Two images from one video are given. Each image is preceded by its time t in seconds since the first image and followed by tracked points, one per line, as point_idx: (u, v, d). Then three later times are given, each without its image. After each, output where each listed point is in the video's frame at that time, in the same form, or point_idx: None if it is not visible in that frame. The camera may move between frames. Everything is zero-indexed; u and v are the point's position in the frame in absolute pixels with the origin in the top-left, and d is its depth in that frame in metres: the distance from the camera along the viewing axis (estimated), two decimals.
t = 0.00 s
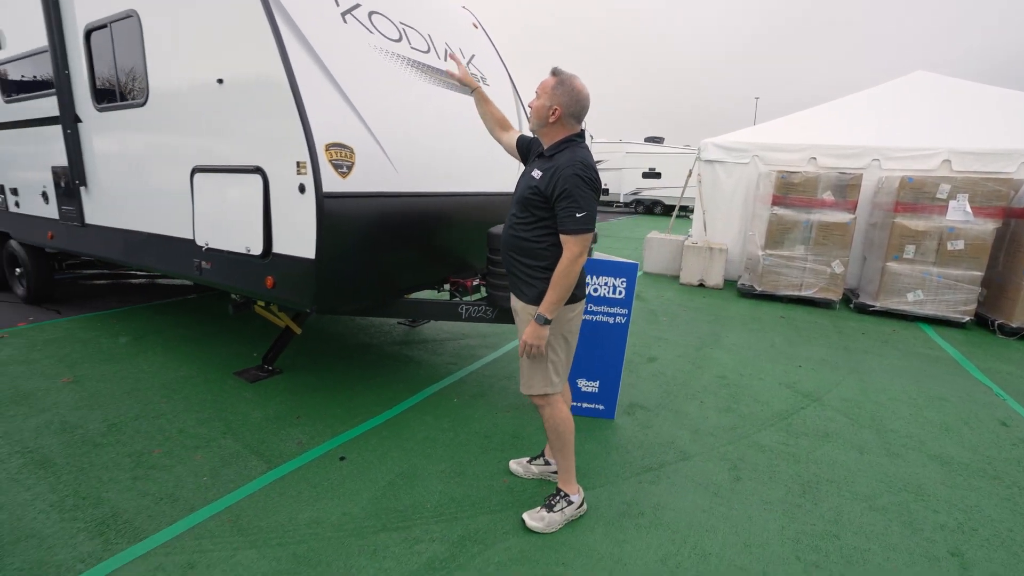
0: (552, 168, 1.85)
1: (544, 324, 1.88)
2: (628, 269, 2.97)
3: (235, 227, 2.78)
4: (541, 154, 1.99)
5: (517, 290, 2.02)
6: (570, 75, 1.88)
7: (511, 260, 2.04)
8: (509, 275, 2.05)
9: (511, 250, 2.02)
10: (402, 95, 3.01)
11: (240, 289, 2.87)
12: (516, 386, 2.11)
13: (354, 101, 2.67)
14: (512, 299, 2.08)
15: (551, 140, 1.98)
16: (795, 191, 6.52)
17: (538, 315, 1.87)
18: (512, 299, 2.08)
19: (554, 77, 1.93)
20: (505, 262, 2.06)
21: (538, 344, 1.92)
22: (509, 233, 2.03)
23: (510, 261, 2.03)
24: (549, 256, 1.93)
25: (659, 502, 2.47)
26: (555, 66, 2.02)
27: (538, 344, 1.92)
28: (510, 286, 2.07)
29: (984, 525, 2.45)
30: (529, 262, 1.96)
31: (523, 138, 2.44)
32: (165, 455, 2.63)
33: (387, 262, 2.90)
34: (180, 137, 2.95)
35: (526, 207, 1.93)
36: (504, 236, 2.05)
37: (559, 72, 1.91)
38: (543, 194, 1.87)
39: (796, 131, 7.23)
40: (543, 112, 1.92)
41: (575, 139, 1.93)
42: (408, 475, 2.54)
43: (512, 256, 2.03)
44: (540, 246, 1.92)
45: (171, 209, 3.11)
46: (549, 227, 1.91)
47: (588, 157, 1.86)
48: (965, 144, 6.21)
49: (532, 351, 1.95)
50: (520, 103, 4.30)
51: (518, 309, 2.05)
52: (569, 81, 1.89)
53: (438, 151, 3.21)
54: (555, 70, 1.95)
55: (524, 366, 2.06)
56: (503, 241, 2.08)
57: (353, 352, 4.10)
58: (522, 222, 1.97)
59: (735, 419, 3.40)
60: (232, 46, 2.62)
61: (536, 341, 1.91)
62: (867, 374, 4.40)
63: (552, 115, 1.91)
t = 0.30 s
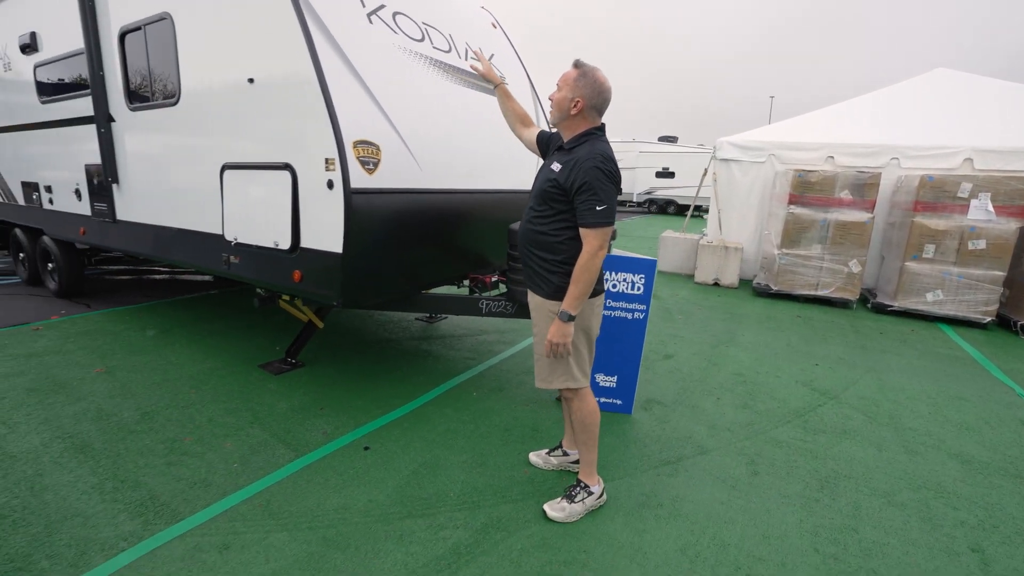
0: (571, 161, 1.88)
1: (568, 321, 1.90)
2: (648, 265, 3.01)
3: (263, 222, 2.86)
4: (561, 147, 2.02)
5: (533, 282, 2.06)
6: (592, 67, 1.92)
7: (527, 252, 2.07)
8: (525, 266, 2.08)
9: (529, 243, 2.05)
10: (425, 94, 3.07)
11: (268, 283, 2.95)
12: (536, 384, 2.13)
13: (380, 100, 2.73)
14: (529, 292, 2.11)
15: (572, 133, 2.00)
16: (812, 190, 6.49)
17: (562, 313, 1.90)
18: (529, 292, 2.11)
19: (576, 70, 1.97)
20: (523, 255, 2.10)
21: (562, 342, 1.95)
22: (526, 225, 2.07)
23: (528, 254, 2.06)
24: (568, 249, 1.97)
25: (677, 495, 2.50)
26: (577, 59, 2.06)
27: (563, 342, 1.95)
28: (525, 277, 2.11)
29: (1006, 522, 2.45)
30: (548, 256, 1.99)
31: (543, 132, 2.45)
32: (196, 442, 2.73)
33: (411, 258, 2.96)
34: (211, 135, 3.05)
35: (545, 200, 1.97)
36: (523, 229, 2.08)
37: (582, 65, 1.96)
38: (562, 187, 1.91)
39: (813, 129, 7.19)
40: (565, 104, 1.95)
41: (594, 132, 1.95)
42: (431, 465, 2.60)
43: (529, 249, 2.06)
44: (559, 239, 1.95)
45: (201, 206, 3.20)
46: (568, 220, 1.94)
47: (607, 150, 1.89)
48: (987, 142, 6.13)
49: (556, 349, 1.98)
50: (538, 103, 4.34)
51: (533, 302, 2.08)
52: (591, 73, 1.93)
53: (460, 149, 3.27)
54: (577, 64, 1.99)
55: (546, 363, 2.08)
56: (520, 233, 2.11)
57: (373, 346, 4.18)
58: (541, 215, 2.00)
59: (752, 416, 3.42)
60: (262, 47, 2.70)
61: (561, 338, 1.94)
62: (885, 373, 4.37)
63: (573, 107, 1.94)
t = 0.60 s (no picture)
0: (602, 172, 1.89)
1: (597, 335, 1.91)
2: (665, 272, 3.00)
3: (287, 228, 2.90)
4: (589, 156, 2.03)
5: (560, 292, 2.07)
6: (618, 74, 1.94)
7: (554, 262, 2.09)
8: (551, 276, 2.10)
9: (557, 253, 2.06)
10: (445, 101, 3.11)
11: (291, 288, 2.99)
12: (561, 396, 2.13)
13: (402, 109, 2.77)
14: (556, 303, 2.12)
15: (600, 142, 2.01)
16: (826, 196, 6.47)
17: (591, 327, 1.91)
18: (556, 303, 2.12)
19: (601, 77, 1.99)
20: (550, 266, 2.11)
21: (590, 356, 1.96)
22: (553, 236, 2.08)
23: (556, 265, 2.07)
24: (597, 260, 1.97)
25: (698, 502, 2.50)
26: (601, 67, 2.09)
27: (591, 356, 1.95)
28: (552, 287, 2.12)
29: None
30: (577, 267, 2.00)
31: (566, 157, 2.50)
32: (220, 445, 2.77)
33: (432, 263, 2.98)
34: (236, 142, 3.10)
35: (574, 211, 1.98)
36: (550, 239, 2.09)
37: (606, 72, 1.98)
38: (592, 198, 1.92)
39: (827, 135, 7.16)
40: (591, 112, 1.97)
41: (623, 140, 1.97)
42: (452, 470, 2.62)
43: (557, 260, 2.07)
44: (588, 250, 1.96)
45: (225, 211, 3.26)
46: (597, 231, 1.95)
47: (637, 160, 1.90)
48: (1005, 149, 6.08)
49: (584, 363, 1.98)
50: (553, 110, 4.37)
51: (560, 312, 2.09)
52: (616, 81, 1.95)
53: (479, 156, 3.29)
54: (602, 71, 2.02)
55: (572, 375, 2.09)
56: (546, 243, 2.13)
57: (390, 351, 4.21)
58: (570, 226, 2.01)
59: (770, 423, 3.40)
60: (289, 56, 2.75)
61: (589, 352, 1.95)
62: (904, 381, 4.33)
63: (601, 115, 1.96)
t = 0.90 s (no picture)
0: (641, 203, 1.92)
1: (638, 369, 1.92)
2: (688, 298, 3.00)
3: (314, 252, 2.95)
4: (626, 185, 2.06)
5: (596, 320, 2.09)
6: (653, 103, 1.98)
7: (590, 290, 2.11)
8: (588, 305, 2.12)
9: (593, 283, 2.08)
10: (469, 129, 3.17)
11: (316, 312, 3.02)
12: (594, 426, 2.12)
13: (428, 137, 2.83)
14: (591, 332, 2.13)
15: (636, 170, 2.04)
16: (841, 221, 6.46)
17: (632, 361, 1.92)
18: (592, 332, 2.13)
19: (636, 107, 2.03)
20: (587, 295, 2.13)
21: (631, 390, 1.96)
22: (589, 264, 2.10)
23: (593, 295, 2.09)
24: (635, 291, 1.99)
25: (727, 532, 2.44)
26: (634, 96, 2.12)
27: (632, 390, 1.96)
28: (587, 315, 2.14)
29: None
30: (614, 297, 2.02)
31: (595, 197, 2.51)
32: (243, 468, 2.76)
33: (456, 289, 3.00)
34: (264, 168, 3.18)
35: (612, 241, 2.00)
36: (586, 269, 2.11)
37: (641, 101, 2.02)
38: (631, 228, 1.94)
39: (840, 160, 7.19)
40: (627, 141, 2.00)
41: (661, 169, 1.99)
42: (476, 496, 2.59)
43: (593, 289, 2.09)
44: (626, 281, 1.98)
45: (251, 235, 3.32)
46: (635, 262, 1.97)
47: (676, 190, 1.92)
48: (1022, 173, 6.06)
49: (623, 397, 1.98)
50: (571, 137, 4.44)
51: (596, 341, 2.10)
52: (652, 110, 1.99)
53: (502, 182, 3.34)
54: (637, 101, 2.05)
55: (607, 406, 2.08)
56: (582, 271, 2.15)
57: (408, 375, 4.20)
58: (607, 256, 2.03)
59: (796, 451, 3.34)
60: (319, 85, 2.83)
61: (631, 386, 1.96)
62: (930, 409, 4.24)
63: (637, 144, 2.00)
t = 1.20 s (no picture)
0: (671, 232, 1.94)
1: (671, 402, 1.92)
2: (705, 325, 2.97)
3: (333, 278, 2.98)
4: (654, 214, 2.09)
5: (626, 350, 2.10)
6: (681, 132, 2.01)
7: (619, 319, 2.12)
8: (617, 334, 2.13)
9: (622, 311, 2.09)
10: (486, 158, 3.23)
11: (334, 337, 3.03)
12: (623, 457, 2.14)
13: (448, 166, 2.89)
14: (621, 361, 2.13)
15: (663, 199, 2.07)
16: (853, 248, 6.46)
17: (664, 394, 1.92)
18: (621, 361, 2.13)
19: (664, 136, 2.07)
20: (616, 323, 2.13)
21: (663, 424, 1.95)
22: (618, 293, 2.12)
23: (622, 323, 2.10)
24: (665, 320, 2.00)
25: (753, 567, 2.37)
26: (663, 125, 2.16)
27: (663, 423, 1.95)
28: (617, 344, 2.15)
29: None
30: (644, 326, 2.03)
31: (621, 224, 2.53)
32: (258, 496, 2.73)
33: (474, 315, 3.01)
34: (285, 196, 3.24)
35: (642, 270, 2.02)
36: (615, 297, 2.13)
37: (670, 131, 2.06)
38: (661, 258, 1.96)
39: (849, 188, 7.24)
40: (654, 170, 2.04)
41: (689, 198, 2.02)
42: (494, 527, 2.54)
43: (622, 318, 2.10)
44: (657, 310, 1.99)
45: (271, 261, 3.36)
46: (665, 291, 1.98)
47: (706, 220, 1.94)
48: None
49: (654, 430, 1.98)
50: (583, 166, 4.51)
51: (628, 371, 2.11)
52: (679, 139, 2.02)
53: (518, 210, 3.38)
54: (665, 130, 2.10)
55: (636, 438, 2.09)
56: (610, 300, 2.17)
57: (421, 402, 4.17)
58: (637, 285, 2.05)
59: (818, 482, 3.26)
60: (343, 116, 2.91)
61: (662, 419, 1.94)
62: (954, 439, 4.14)
63: (664, 173, 2.03)
